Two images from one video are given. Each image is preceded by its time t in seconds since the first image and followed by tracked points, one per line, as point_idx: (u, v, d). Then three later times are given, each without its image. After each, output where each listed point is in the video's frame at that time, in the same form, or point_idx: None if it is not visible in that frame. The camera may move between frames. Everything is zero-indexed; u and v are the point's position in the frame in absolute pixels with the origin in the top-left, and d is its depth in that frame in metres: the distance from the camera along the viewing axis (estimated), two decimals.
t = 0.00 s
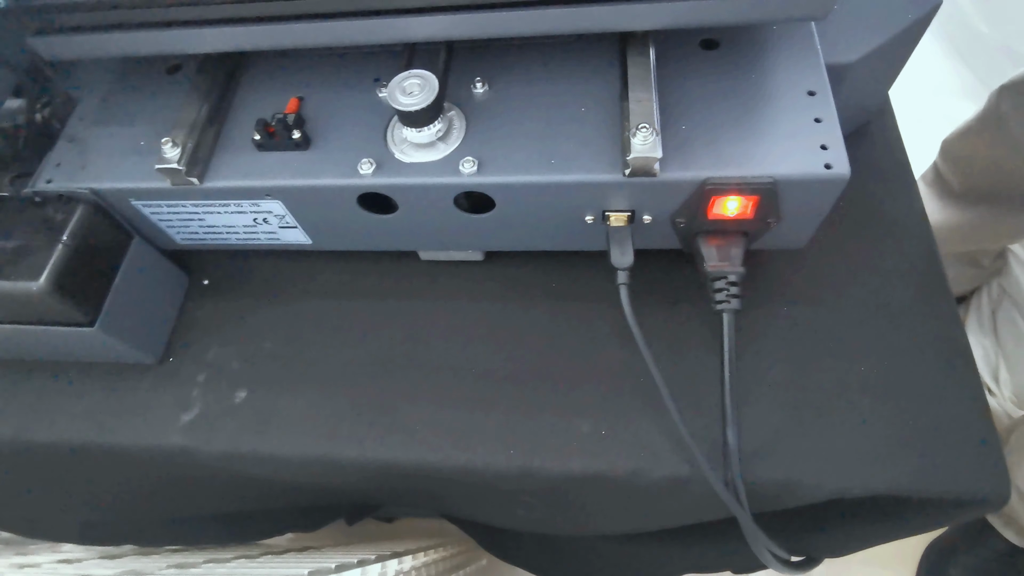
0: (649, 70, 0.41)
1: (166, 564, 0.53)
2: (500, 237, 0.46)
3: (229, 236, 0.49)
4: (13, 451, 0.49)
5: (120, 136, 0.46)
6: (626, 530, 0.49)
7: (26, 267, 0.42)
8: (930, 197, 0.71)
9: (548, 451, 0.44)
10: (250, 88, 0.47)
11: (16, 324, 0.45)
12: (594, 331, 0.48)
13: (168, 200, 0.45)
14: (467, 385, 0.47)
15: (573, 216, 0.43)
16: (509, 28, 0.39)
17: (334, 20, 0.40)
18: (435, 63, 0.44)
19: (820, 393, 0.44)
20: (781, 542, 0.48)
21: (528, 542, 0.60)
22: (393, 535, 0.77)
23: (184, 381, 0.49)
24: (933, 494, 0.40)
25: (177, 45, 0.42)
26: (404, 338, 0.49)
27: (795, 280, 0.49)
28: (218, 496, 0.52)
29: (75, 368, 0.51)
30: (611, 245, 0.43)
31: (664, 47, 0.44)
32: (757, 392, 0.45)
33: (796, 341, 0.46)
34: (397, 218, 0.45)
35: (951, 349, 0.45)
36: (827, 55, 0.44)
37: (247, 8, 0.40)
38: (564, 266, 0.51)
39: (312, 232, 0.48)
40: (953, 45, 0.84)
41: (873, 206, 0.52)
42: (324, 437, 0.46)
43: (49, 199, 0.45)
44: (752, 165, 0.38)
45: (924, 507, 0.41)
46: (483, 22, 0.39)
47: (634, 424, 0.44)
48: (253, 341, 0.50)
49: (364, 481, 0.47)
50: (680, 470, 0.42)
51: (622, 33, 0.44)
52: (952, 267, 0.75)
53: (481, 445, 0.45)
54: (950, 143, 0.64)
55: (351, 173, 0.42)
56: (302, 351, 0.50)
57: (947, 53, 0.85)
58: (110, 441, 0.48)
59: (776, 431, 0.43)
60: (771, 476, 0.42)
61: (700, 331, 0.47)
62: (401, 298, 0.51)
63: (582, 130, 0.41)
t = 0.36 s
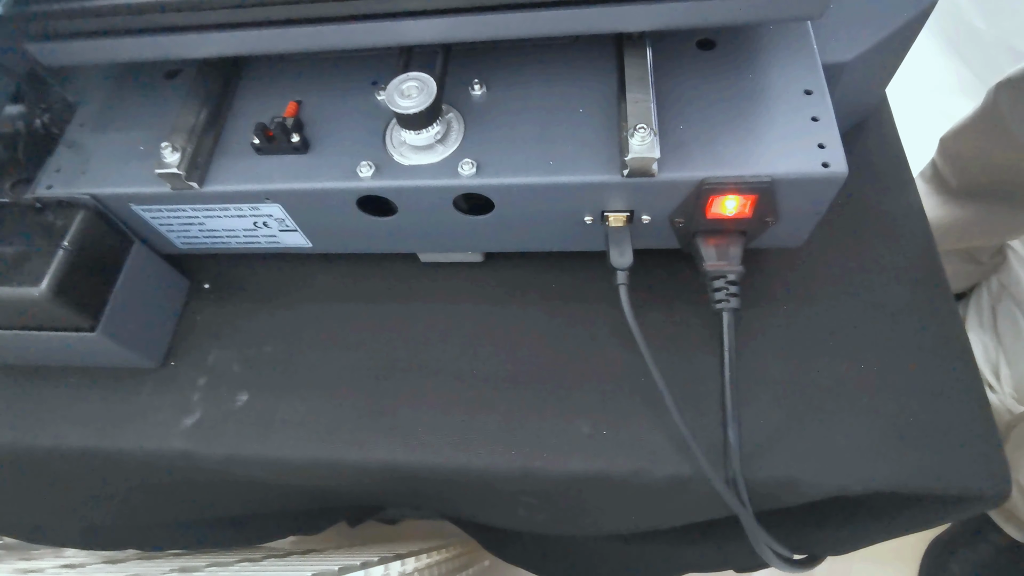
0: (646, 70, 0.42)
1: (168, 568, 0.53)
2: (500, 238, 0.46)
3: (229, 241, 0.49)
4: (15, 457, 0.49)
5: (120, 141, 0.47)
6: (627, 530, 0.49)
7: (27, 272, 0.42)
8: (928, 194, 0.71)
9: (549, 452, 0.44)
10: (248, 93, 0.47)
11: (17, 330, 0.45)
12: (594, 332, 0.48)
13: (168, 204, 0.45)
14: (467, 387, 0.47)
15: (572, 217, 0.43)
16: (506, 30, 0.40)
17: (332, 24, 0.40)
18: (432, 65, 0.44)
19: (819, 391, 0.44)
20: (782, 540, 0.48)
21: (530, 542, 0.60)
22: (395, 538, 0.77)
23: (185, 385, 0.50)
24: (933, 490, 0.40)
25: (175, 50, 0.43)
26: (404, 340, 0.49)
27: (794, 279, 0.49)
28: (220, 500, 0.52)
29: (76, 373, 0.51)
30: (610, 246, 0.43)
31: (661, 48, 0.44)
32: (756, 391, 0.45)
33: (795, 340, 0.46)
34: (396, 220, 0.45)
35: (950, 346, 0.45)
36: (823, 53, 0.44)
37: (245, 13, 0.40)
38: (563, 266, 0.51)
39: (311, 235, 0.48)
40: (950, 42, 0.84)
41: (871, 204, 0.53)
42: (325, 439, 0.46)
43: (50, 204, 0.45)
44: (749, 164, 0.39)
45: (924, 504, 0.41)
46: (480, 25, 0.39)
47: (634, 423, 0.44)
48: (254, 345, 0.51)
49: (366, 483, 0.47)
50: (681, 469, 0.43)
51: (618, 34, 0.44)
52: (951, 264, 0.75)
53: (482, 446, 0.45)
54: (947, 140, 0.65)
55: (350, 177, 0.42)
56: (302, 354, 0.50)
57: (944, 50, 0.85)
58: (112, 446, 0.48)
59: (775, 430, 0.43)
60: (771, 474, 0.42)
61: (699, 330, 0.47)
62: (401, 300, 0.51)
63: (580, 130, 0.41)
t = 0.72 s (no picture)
0: (646, 69, 0.42)
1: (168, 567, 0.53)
2: (499, 237, 0.46)
3: (229, 240, 0.49)
4: (15, 456, 0.49)
5: (120, 140, 0.47)
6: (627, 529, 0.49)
7: (27, 272, 0.42)
8: (928, 195, 0.71)
9: (548, 451, 0.44)
10: (248, 92, 0.47)
11: (17, 329, 0.45)
12: (594, 331, 0.48)
13: (168, 203, 0.45)
14: (467, 386, 0.47)
15: (572, 216, 0.43)
16: (505, 29, 0.40)
17: (331, 23, 0.40)
18: (432, 65, 0.44)
19: (819, 390, 0.44)
20: (782, 539, 0.48)
21: (530, 542, 0.60)
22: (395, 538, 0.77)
23: (185, 384, 0.50)
24: (932, 489, 0.40)
25: (175, 49, 0.43)
26: (404, 340, 0.50)
27: (793, 278, 0.49)
28: (220, 499, 0.52)
29: (75, 372, 0.51)
30: (609, 245, 0.43)
31: (661, 46, 0.44)
32: (756, 390, 0.45)
33: (794, 339, 0.46)
34: (396, 219, 0.45)
35: (949, 345, 0.45)
36: (822, 52, 0.44)
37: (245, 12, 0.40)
38: (563, 266, 0.51)
39: (311, 235, 0.48)
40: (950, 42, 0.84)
41: (870, 203, 0.53)
42: (325, 439, 0.46)
43: (50, 204, 0.45)
44: (749, 163, 0.39)
45: (924, 502, 0.41)
46: (480, 23, 0.39)
47: (633, 423, 0.44)
48: (254, 344, 0.51)
49: (365, 483, 0.47)
50: (680, 468, 0.43)
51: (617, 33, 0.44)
52: (951, 264, 0.75)
53: (482, 445, 0.45)
54: (946, 139, 0.65)
55: (350, 175, 0.42)
56: (302, 353, 0.50)
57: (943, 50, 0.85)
58: (111, 445, 0.48)
59: (775, 428, 0.43)
60: (770, 473, 0.42)
61: (698, 329, 0.47)
62: (401, 299, 0.51)
63: (580, 129, 0.41)
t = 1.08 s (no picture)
0: (646, 69, 0.42)
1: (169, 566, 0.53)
2: (500, 236, 0.46)
3: (231, 239, 0.50)
4: (17, 455, 0.49)
5: (122, 139, 0.47)
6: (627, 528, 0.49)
7: (29, 270, 0.42)
8: (929, 195, 0.71)
9: (549, 449, 0.44)
10: (250, 91, 0.48)
11: (19, 327, 0.46)
12: (594, 330, 0.48)
13: (170, 202, 0.45)
14: (467, 385, 0.47)
15: (573, 215, 0.43)
16: (507, 29, 0.40)
17: (334, 22, 0.40)
18: (433, 64, 0.45)
19: (819, 389, 0.44)
20: (782, 538, 0.48)
21: (531, 541, 0.60)
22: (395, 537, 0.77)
23: (187, 383, 0.50)
24: (932, 488, 0.41)
25: (178, 48, 0.43)
26: (405, 339, 0.50)
27: (793, 277, 0.49)
28: (220, 498, 0.53)
29: (77, 371, 0.51)
30: (610, 244, 0.43)
31: (661, 46, 0.44)
32: (756, 389, 0.45)
33: (794, 338, 0.46)
34: (397, 218, 0.45)
35: (949, 344, 0.45)
36: (822, 53, 0.45)
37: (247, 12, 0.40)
38: (563, 265, 0.51)
39: (313, 234, 0.48)
40: (950, 43, 0.84)
41: (870, 203, 0.53)
42: (326, 437, 0.46)
43: (52, 203, 0.45)
44: (749, 162, 0.39)
45: (923, 501, 0.41)
46: (482, 23, 0.39)
47: (634, 421, 0.44)
48: (255, 343, 0.51)
49: (366, 481, 0.47)
50: (681, 467, 0.43)
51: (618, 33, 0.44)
52: (951, 265, 0.75)
53: (483, 444, 0.45)
54: (947, 139, 0.65)
55: (351, 174, 0.42)
56: (303, 352, 0.50)
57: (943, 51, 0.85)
58: (113, 444, 0.48)
59: (775, 427, 0.43)
60: (770, 472, 0.42)
61: (699, 328, 0.47)
62: (402, 299, 0.51)
63: (581, 129, 0.41)
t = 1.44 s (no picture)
0: (648, 68, 0.42)
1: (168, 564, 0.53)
2: (501, 235, 0.46)
3: (230, 237, 0.50)
4: (16, 453, 0.49)
5: (123, 136, 0.47)
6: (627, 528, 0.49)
7: (29, 267, 0.42)
8: (930, 196, 0.71)
9: (549, 449, 0.44)
10: (250, 89, 0.47)
11: (18, 324, 0.45)
12: (594, 329, 0.48)
13: (170, 200, 0.45)
14: (468, 384, 0.47)
15: (574, 214, 0.43)
16: (509, 27, 0.40)
17: (336, 19, 0.40)
18: (434, 62, 0.44)
19: (820, 389, 0.44)
20: (782, 538, 0.48)
21: (530, 541, 0.60)
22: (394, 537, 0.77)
23: (186, 381, 0.50)
24: (933, 489, 0.40)
25: (178, 46, 0.43)
26: (405, 338, 0.50)
27: (795, 277, 0.49)
28: (219, 497, 0.52)
29: (76, 369, 0.51)
30: (611, 243, 0.43)
31: (663, 45, 0.44)
32: (757, 389, 0.45)
33: (795, 338, 0.46)
34: (398, 217, 0.45)
35: (950, 345, 0.45)
36: (824, 52, 0.45)
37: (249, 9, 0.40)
38: (564, 264, 0.51)
39: (313, 232, 0.48)
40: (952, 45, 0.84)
41: (872, 203, 0.53)
42: (326, 436, 0.46)
43: (52, 200, 0.45)
44: (750, 162, 0.39)
45: (924, 501, 0.41)
46: (483, 21, 0.39)
47: (634, 421, 0.44)
48: (255, 342, 0.51)
49: (366, 480, 0.47)
50: (681, 467, 0.43)
51: (620, 32, 0.44)
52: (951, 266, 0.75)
53: (483, 443, 0.45)
54: (948, 140, 0.65)
55: (352, 173, 0.42)
56: (302, 350, 0.50)
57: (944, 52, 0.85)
58: (112, 442, 0.48)
59: (775, 428, 0.43)
60: (771, 472, 0.42)
61: (699, 328, 0.47)
62: (402, 297, 0.51)
63: (582, 127, 0.41)
